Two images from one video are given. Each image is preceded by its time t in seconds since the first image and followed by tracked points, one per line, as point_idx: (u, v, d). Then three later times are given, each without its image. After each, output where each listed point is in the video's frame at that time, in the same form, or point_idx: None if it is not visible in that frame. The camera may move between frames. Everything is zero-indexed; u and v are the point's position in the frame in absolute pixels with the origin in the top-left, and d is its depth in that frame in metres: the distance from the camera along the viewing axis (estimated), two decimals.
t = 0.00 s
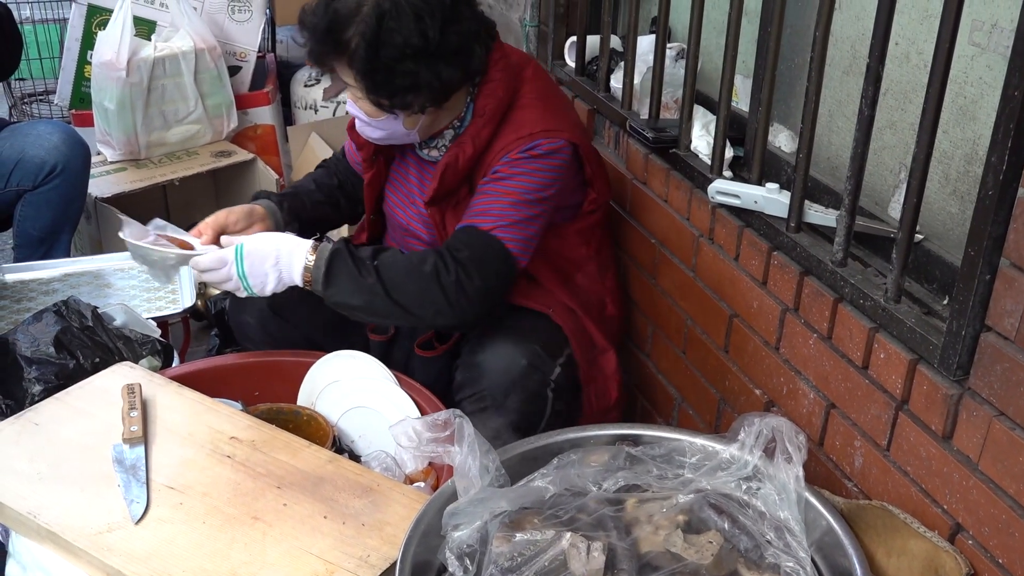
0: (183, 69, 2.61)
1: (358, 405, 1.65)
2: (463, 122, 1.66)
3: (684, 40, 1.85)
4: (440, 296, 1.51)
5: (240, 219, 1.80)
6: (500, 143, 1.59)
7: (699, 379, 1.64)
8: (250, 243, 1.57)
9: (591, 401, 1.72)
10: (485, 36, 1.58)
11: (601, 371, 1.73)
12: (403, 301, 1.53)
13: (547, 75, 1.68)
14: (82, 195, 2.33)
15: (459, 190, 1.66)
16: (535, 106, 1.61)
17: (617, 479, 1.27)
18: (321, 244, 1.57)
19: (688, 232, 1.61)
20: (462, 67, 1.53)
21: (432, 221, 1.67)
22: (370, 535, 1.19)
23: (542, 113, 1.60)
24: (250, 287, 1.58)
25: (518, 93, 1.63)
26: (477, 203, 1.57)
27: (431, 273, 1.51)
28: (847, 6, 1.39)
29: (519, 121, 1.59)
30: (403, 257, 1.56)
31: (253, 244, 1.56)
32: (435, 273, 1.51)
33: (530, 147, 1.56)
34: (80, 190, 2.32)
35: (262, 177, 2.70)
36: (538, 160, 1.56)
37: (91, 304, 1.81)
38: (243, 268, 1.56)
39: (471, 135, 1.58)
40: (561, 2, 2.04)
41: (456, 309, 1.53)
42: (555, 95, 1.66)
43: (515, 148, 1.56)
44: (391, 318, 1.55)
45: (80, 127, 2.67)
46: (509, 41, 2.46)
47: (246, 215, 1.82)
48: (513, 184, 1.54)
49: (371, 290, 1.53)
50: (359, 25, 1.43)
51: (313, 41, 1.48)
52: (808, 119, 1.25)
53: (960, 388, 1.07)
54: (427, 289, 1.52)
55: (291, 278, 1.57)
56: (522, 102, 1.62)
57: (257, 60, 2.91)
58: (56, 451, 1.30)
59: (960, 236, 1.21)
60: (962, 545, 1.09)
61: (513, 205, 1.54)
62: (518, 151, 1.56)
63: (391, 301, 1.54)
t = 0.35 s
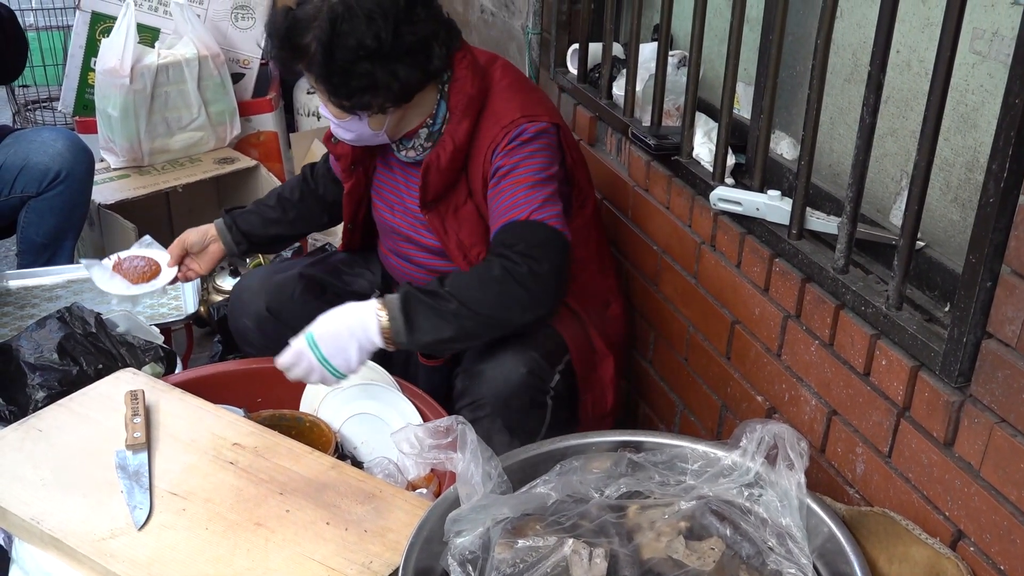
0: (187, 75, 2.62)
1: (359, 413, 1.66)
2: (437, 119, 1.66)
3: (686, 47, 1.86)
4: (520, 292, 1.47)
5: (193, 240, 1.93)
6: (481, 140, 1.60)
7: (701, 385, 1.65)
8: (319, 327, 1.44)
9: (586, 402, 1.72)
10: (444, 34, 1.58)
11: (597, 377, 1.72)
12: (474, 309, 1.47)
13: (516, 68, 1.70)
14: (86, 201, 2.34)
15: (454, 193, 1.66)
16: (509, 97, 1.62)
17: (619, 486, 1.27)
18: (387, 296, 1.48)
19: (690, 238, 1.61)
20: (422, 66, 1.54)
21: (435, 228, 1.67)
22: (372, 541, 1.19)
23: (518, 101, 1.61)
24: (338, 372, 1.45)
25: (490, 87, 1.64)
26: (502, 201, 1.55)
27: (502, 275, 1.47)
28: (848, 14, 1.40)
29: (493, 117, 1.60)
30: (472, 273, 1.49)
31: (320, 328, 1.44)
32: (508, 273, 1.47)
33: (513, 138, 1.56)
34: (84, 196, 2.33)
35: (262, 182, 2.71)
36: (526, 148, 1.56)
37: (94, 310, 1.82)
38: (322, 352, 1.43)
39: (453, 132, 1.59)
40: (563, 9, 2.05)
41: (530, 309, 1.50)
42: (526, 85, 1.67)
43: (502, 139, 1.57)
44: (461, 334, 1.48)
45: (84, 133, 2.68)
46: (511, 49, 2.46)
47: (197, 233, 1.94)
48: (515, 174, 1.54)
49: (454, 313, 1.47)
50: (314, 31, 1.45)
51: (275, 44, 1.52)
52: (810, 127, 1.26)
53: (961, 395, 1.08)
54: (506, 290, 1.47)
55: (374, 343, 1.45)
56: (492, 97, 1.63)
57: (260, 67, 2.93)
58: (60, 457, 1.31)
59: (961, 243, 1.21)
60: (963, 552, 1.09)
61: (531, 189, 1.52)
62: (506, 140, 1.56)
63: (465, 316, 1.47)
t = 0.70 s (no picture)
0: (189, 82, 2.63)
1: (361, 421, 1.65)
2: (424, 122, 1.66)
3: (686, 54, 1.87)
4: (573, 291, 1.52)
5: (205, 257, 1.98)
6: (478, 146, 1.62)
7: (701, 392, 1.65)
8: (382, 360, 1.46)
9: (589, 407, 1.72)
10: (427, 39, 1.59)
11: (600, 383, 1.73)
12: (527, 313, 1.52)
13: (502, 70, 1.71)
14: (88, 207, 2.34)
15: (454, 199, 1.66)
16: (499, 101, 1.64)
17: (619, 492, 1.27)
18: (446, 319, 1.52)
19: (691, 245, 1.61)
20: (404, 69, 1.55)
21: (439, 235, 1.67)
22: (372, 547, 1.19)
23: (510, 103, 1.63)
24: (407, 401, 1.48)
25: (479, 91, 1.66)
26: (521, 207, 1.58)
27: (552, 278, 1.51)
28: (847, 22, 1.40)
29: (486, 122, 1.62)
30: (520, 281, 1.52)
31: (386, 360, 1.46)
32: (559, 275, 1.51)
33: (512, 143, 1.59)
34: (86, 203, 2.34)
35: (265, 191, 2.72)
36: (525, 152, 1.59)
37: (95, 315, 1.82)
38: (393, 385, 1.46)
39: (450, 138, 1.60)
40: (563, 17, 2.06)
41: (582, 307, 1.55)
42: (514, 88, 1.68)
43: (502, 142, 1.59)
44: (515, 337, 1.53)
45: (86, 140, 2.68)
46: (512, 56, 2.47)
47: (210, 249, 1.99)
48: (527, 180, 1.58)
49: (514, 321, 1.52)
50: (297, 36, 1.47)
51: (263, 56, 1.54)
52: (809, 134, 1.27)
53: (960, 402, 1.08)
54: (557, 292, 1.51)
55: (437, 365, 1.50)
56: (481, 102, 1.65)
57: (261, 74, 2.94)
58: (61, 462, 1.31)
59: (960, 251, 1.22)
60: (962, 559, 1.09)
61: (548, 190, 1.57)
62: (507, 143, 1.59)
63: (520, 320, 1.52)
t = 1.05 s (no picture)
0: (191, 89, 2.64)
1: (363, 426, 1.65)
2: (428, 129, 1.67)
3: (687, 61, 1.87)
4: (571, 301, 1.52)
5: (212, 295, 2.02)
6: (482, 153, 1.63)
7: (702, 399, 1.65)
8: (380, 364, 1.45)
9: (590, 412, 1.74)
10: (432, 43, 1.60)
11: (600, 390, 1.75)
12: (526, 320, 1.52)
13: (506, 77, 1.72)
14: (90, 213, 2.35)
15: (457, 204, 1.67)
16: (503, 108, 1.64)
17: (619, 498, 1.28)
18: (444, 325, 1.52)
19: (691, 251, 1.62)
20: (409, 74, 1.56)
21: (442, 241, 1.67)
22: (373, 552, 1.20)
23: (514, 110, 1.63)
24: (402, 406, 1.47)
25: (483, 98, 1.67)
26: (523, 215, 1.59)
27: (550, 288, 1.52)
28: (846, 29, 1.41)
29: (490, 129, 1.63)
30: (518, 289, 1.53)
31: (382, 365, 1.45)
32: (556, 285, 1.52)
33: (516, 150, 1.60)
34: (89, 208, 2.35)
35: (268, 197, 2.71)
36: (530, 160, 1.60)
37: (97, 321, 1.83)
38: (388, 389, 1.44)
39: (454, 144, 1.61)
40: (565, 24, 2.07)
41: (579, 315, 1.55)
42: (518, 94, 1.69)
43: (506, 150, 1.60)
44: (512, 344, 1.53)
45: (89, 145, 2.69)
46: (513, 62, 2.48)
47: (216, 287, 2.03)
48: (530, 189, 1.59)
49: (512, 327, 1.52)
50: (302, 38, 1.48)
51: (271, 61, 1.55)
52: (808, 142, 1.27)
53: (959, 409, 1.08)
54: (555, 301, 1.52)
55: (434, 370, 1.49)
56: (486, 108, 1.65)
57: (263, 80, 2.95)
58: (62, 467, 1.31)
59: (959, 257, 1.22)
60: (962, 565, 1.09)
61: (551, 200, 1.58)
62: (510, 151, 1.60)
63: (518, 326, 1.52)
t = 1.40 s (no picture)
0: (192, 92, 2.64)
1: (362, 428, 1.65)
2: (438, 138, 1.67)
3: (686, 65, 1.88)
4: (583, 308, 1.53)
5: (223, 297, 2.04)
6: (490, 161, 1.64)
7: (701, 402, 1.66)
8: (393, 370, 1.48)
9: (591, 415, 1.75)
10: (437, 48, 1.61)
11: (606, 394, 1.76)
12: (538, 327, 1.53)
13: (512, 85, 1.72)
14: (92, 216, 2.36)
15: (464, 212, 1.67)
16: (510, 116, 1.65)
17: (617, 500, 1.28)
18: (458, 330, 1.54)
19: (690, 255, 1.62)
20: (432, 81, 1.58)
21: (448, 248, 1.67)
22: (372, 554, 1.20)
23: (522, 118, 1.64)
24: (418, 413, 1.48)
25: (490, 106, 1.67)
26: (532, 223, 1.60)
27: (563, 295, 1.52)
28: (844, 33, 1.41)
29: (498, 137, 1.64)
30: (533, 296, 1.53)
31: (396, 372, 1.47)
32: (568, 293, 1.52)
33: (524, 158, 1.61)
34: (90, 211, 2.35)
35: (269, 202, 2.72)
36: (538, 167, 1.61)
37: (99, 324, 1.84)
38: (403, 396, 1.46)
39: (463, 152, 1.61)
40: (565, 28, 2.07)
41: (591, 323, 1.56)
42: (523, 102, 1.70)
43: (514, 158, 1.61)
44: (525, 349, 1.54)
45: (90, 149, 2.70)
46: (513, 66, 2.49)
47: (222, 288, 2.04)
48: (538, 197, 1.60)
49: (528, 332, 1.53)
50: (331, 69, 1.47)
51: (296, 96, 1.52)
52: (806, 145, 1.28)
53: (957, 411, 1.08)
54: (568, 308, 1.53)
55: (448, 377, 1.51)
56: (492, 116, 1.66)
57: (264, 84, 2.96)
58: (62, 470, 1.31)
59: (957, 260, 1.22)
60: (960, 567, 1.09)
61: (560, 208, 1.59)
62: (519, 159, 1.61)
63: (534, 330, 1.53)
